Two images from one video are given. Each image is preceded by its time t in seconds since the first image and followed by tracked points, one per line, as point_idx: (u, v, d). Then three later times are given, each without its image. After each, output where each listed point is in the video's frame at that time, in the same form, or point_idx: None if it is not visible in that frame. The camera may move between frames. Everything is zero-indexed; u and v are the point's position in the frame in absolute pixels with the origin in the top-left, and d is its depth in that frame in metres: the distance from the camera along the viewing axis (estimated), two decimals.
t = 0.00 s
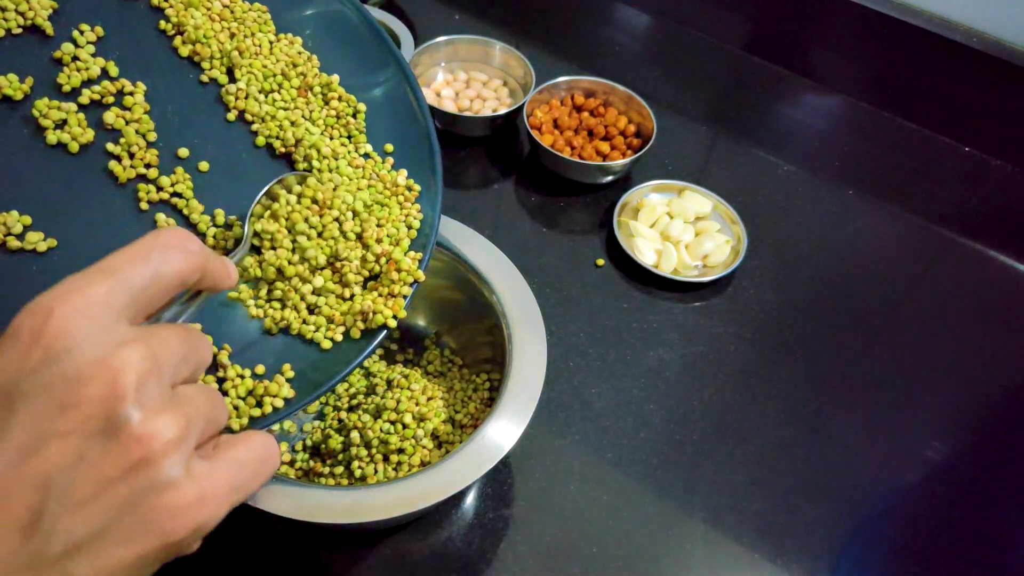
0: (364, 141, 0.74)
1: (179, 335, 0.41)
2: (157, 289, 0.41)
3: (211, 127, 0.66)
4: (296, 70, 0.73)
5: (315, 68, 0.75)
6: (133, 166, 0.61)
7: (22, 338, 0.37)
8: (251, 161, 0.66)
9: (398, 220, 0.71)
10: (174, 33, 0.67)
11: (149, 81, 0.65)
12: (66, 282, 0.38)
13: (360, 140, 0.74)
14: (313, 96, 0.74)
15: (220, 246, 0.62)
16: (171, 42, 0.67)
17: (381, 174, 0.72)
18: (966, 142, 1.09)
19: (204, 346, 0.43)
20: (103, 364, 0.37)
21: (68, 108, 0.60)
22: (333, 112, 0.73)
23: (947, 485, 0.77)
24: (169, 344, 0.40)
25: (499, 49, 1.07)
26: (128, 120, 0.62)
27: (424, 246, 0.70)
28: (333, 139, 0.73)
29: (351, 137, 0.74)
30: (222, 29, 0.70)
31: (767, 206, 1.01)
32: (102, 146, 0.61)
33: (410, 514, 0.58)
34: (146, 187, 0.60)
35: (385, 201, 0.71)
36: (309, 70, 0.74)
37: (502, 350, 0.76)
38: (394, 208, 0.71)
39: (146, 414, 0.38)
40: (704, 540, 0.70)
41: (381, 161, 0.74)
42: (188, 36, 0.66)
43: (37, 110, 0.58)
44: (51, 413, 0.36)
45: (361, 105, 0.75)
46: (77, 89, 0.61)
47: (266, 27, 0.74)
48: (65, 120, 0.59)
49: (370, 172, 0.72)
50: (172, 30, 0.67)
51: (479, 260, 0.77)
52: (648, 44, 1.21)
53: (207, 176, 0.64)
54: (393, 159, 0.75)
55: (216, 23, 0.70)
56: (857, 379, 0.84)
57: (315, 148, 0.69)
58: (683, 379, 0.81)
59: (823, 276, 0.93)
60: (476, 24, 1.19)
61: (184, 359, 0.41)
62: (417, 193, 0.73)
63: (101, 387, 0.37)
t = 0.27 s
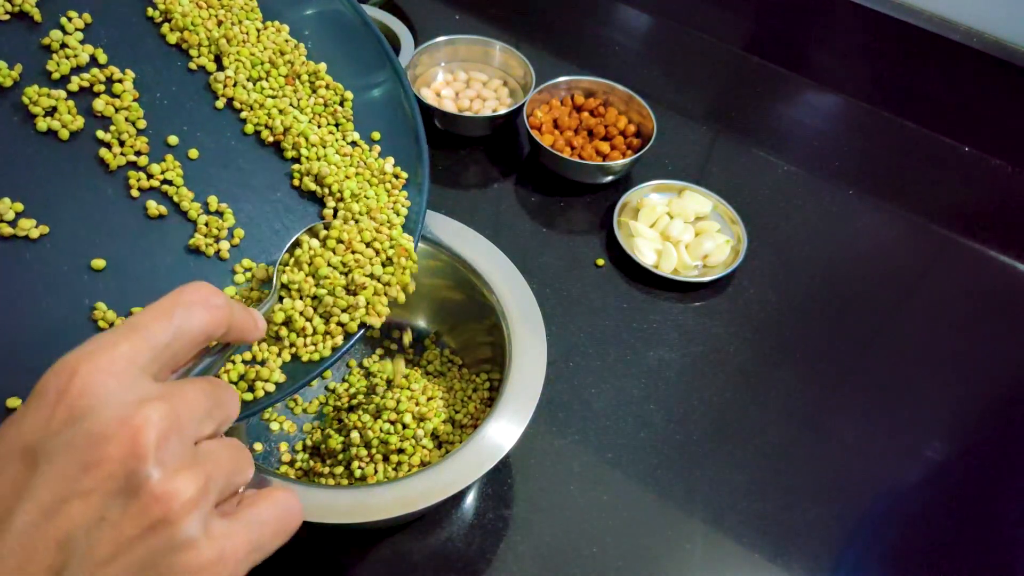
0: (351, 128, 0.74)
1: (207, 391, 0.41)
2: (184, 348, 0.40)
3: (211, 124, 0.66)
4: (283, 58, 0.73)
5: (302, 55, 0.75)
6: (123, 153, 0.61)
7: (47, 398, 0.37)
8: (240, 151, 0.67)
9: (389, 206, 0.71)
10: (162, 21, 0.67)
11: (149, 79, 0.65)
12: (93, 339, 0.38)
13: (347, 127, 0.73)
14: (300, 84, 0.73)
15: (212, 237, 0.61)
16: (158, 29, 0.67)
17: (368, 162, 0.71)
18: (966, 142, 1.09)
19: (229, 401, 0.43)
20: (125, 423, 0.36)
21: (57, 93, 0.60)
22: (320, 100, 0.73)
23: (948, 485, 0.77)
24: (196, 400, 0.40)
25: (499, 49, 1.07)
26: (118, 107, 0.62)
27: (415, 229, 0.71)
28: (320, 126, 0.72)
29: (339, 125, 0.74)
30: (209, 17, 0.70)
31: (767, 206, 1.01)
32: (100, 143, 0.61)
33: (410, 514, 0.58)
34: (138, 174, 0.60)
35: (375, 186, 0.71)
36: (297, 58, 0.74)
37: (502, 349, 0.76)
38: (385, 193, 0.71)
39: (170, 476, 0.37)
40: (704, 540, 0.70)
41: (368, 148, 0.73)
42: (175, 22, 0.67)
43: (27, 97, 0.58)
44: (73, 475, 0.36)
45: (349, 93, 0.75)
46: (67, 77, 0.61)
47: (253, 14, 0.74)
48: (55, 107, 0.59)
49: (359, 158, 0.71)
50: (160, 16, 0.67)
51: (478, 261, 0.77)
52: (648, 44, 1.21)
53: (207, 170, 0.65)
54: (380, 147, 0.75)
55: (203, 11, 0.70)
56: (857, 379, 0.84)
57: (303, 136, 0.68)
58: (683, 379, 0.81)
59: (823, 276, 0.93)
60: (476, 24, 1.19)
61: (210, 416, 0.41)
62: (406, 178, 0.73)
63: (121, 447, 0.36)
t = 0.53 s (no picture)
0: (350, 121, 0.74)
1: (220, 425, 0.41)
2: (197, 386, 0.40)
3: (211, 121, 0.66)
4: (282, 50, 0.73)
5: (301, 47, 0.74)
6: (121, 146, 0.61)
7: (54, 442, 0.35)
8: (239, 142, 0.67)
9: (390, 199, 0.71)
10: (160, 13, 0.67)
11: (149, 77, 0.65)
12: (103, 377, 0.37)
13: (346, 121, 0.74)
14: (299, 76, 0.74)
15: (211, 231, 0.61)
16: (156, 22, 0.67)
17: (368, 155, 0.72)
18: (966, 142, 1.09)
19: (244, 428, 0.43)
20: (139, 470, 0.36)
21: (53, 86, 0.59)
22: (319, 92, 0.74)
23: (947, 485, 0.77)
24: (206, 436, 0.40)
25: (499, 49, 1.07)
26: (116, 100, 0.62)
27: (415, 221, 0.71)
28: (319, 119, 0.72)
29: (338, 118, 0.74)
30: (207, 9, 0.70)
31: (767, 206, 1.01)
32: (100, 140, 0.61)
33: (411, 514, 0.58)
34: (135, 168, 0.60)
35: (376, 179, 0.71)
36: (296, 50, 0.74)
37: (502, 349, 0.76)
38: (385, 186, 0.71)
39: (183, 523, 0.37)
40: (704, 539, 0.70)
41: (367, 141, 0.74)
42: (174, 14, 0.66)
43: (24, 90, 0.58)
44: (82, 526, 0.35)
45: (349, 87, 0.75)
46: (64, 70, 0.61)
47: (252, 6, 0.74)
48: (52, 100, 0.59)
49: (358, 152, 0.72)
50: (158, 9, 0.67)
51: (477, 259, 0.77)
52: (648, 44, 1.21)
53: (207, 167, 0.65)
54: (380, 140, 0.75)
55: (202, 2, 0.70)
56: (858, 379, 0.84)
57: (302, 128, 0.68)
58: (683, 379, 0.81)
59: (823, 276, 0.93)
60: (476, 23, 1.19)
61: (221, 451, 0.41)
62: (406, 172, 0.73)
63: (133, 497, 0.35)
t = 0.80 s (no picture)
0: (349, 114, 0.74)
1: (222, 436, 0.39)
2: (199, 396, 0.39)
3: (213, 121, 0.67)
4: (279, 44, 0.74)
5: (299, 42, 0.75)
6: (121, 140, 0.62)
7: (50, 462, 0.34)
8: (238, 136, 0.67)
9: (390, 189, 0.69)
10: (156, 9, 0.69)
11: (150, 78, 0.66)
12: (96, 391, 0.36)
13: (345, 113, 0.74)
14: (298, 70, 0.74)
15: (212, 223, 0.61)
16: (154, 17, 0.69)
17: (366, 147, 0.71)
18: (966, 142, 1.09)
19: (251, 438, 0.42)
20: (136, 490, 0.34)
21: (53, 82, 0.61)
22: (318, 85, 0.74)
23: (947, 485, 0.77)
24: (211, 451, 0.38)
25: (499, 49, 1.07)
26: (115, 95, 0.63)
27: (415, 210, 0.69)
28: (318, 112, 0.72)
29: (337, 111, 0.74)
30: (206, 6, 0.72)
31: (767, 206, 1.01)
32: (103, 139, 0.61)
33: (411, 514, 0.58)
34: (136, 161, 0.61)
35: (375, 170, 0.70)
36: (294, 44, 0.74)
37: (502, 349, 0.76)
38: (384, 176, 0.70)
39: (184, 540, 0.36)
40: (704, 540, 0.70)
41: (366, 133, 0.73)
42: (171, 10, 0.68)
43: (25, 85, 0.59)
44: (76, 547, 0.33)
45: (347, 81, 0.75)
46: (63, 66, 0.63)
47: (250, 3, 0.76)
48: (51, 95, 0.60)
49: (356, 143, 0.71)
50: (155, 4, 0.69)
51: (476, 259, 0.77)
52: (648, 44, 1.21)
53: (206, 161, 0.65)
54: (379, 132, 0.74)
55: None
56: (858, 379, 0.84)
57: (301, 122, 0.69)
58: (683, 379, 0.81)
59: (823, 276, 0.93)
60: (476, 23, 1.19)
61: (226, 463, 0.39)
62: (405, 162, 0.72)
63: (130, 517, 0.34)
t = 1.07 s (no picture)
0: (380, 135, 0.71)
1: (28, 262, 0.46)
2: None
3: (242, 139, 0.61)
4: (310, 62, 0.70)
5: (329, 60, 0.71)
6: (150, 162, 0.57)
7: None
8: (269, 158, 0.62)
9: (423, 214, 0.68)
10: (185, 25, 0.62)
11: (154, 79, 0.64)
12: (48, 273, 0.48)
13: (375, 134, 0.70)
14: (327, 89, 0.70)
15: (243, 248, 0.58)
16: (183, 34, 0.62)
17: (398, 168, 0.69)
18: (966, 142, 1.09)
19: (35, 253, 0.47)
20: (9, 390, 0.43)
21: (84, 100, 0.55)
22: (347, 105, 0.70)
23: (947, 485, 0.77)
24: None
25: (499, 49, 1.07)
26: (145, 113, 0.58)
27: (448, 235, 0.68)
28: (348, 132, 0.69)
29: (367, 131, 0.70)
30: (233, 20, 0.66)
31: (767, 206, 1.01)
32: (123, 156, 0.56)
33: (410, 514, 0.58)
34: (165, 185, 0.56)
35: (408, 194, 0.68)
36: (323, 61, 0.70)
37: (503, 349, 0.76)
38: (417, 201, 0.68)
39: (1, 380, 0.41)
40: (704, 540, 0.70)
41: (397, 154, 0.71)
42: (201, 26, 0.61)
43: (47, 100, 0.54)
44: None
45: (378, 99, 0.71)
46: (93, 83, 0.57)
47: (278, 18, 0.70)
48: (80, 115, 0.55)
49: (388, 165, 0.69)
50: (184, 21, 0.61)
51: (479, 259, 0.77)
52: (648, 43, 1.21)
53: (237, 184, 0.60)
54: (410, 153, 0.71)
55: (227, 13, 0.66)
56: (858, 379, 0.84)
57: (332, 142, 0.65)
58: (683, 379, 0.81)
59: (824, 276, 0.93)
60: (476, 24, 1.19)
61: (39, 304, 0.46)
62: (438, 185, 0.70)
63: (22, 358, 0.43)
